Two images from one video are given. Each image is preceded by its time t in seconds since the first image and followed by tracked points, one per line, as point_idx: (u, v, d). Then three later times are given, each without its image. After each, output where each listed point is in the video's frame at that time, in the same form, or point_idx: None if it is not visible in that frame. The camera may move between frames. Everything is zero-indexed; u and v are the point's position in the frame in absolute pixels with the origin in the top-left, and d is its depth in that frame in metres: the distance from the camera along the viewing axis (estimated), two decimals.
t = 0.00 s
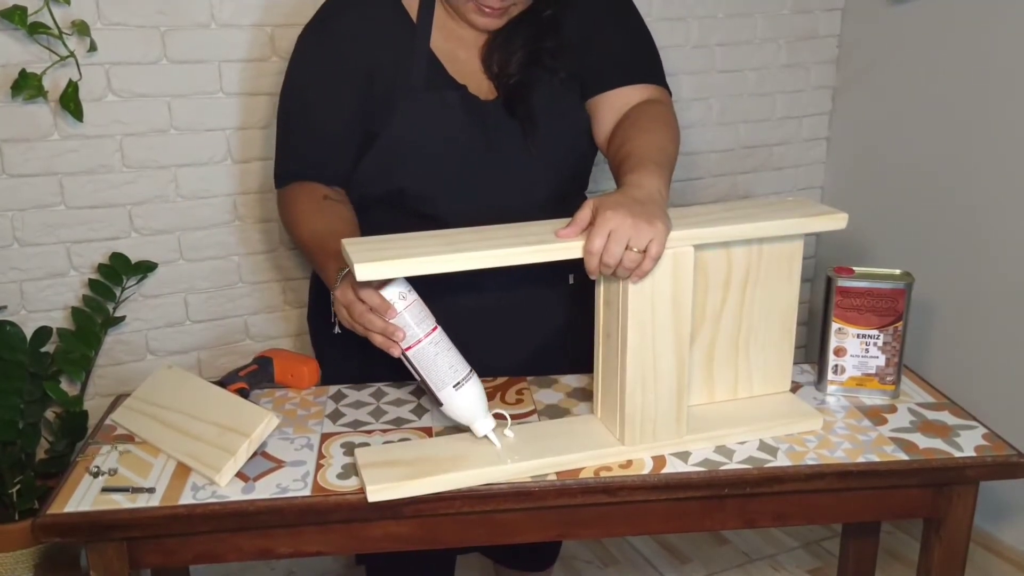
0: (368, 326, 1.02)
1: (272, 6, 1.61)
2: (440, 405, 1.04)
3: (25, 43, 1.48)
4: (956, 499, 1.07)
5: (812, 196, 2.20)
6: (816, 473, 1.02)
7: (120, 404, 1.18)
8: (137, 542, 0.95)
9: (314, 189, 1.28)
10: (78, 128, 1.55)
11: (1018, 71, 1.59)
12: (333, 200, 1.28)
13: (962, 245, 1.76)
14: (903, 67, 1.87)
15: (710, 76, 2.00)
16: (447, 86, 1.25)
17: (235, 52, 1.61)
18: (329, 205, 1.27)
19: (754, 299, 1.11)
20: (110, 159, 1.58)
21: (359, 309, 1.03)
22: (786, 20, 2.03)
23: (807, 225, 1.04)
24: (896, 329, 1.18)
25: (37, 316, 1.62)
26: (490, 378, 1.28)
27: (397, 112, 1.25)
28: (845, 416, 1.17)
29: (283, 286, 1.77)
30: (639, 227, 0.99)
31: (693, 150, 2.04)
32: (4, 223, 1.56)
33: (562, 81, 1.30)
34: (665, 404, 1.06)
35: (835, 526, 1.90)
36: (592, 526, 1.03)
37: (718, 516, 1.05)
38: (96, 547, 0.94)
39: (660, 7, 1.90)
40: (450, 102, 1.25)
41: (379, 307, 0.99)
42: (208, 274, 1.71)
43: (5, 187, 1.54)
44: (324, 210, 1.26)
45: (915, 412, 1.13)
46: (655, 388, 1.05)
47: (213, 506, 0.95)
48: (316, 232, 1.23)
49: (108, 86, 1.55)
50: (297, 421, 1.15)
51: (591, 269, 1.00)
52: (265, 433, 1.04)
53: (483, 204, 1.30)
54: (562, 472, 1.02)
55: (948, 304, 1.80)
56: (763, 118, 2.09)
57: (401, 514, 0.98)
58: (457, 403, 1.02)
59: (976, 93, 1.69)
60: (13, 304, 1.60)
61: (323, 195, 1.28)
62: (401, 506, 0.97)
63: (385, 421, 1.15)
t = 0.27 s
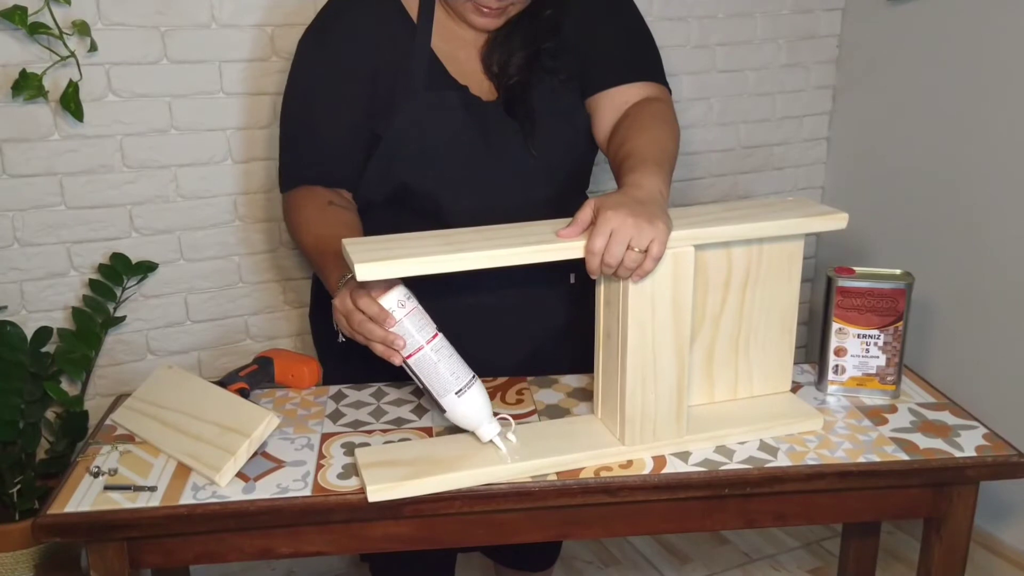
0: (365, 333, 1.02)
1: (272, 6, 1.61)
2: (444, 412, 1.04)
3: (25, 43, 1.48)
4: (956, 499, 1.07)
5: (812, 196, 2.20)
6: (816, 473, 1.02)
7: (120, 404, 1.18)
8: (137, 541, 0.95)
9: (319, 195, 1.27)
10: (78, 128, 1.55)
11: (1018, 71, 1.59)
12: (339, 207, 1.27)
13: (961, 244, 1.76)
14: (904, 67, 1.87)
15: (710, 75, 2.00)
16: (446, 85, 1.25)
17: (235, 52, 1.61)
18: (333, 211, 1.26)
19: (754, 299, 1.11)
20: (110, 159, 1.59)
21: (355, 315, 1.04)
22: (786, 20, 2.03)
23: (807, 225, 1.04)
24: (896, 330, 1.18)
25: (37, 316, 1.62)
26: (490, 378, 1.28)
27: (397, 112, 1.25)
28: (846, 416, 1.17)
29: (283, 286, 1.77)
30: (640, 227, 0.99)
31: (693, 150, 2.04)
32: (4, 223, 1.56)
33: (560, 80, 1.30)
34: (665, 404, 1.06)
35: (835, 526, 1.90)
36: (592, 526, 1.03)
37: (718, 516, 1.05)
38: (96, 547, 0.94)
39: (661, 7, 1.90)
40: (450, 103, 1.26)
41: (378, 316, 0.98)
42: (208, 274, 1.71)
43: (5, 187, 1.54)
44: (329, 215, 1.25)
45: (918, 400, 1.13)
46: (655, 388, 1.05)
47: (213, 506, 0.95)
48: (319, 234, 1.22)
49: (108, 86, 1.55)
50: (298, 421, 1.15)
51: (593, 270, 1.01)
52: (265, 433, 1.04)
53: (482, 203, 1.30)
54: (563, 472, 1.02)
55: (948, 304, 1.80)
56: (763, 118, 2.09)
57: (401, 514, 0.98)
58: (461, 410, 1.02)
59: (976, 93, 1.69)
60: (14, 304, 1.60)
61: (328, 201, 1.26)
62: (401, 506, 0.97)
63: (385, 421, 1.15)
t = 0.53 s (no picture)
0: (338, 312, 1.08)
1: (272, 6, 1.61)
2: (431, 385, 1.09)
3: (25, 43, 1.48)
4: (956, 499, 1.07)
5: (812, 196, 2.20)
6: (816, 473, 1.02)
7: (120, 404, 1.18)
8: (138, 541, 0.95)
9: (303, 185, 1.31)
10: (78, 128, 1.55)
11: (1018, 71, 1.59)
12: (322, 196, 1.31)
13: (961, 244, 1.76)
14: (904, 67, 1.87)
15: (710, 75, 2.00)
16: (446, 85, 1.25)
17: (235, 52, 1.61)
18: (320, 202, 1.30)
19: (754, 299, 1.11)
20: (110, 159, 1.59)
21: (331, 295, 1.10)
22: (786, 20, 2.03)
23: (807, 225, 1.04)
24: (896, 330, 1.18)
25: (37, 316, 1.62)
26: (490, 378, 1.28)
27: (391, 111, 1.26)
28: (846, 416, 1.17)
29: (284, 286, 1.77)
30: (641, 227, 0.99)
31: (693, 150, 2.04)
32: (4, 223, 1.56)
33: (558, 78, 1.30)
34: (665, 405, 1.06)
35: (835, 526, 1.90)
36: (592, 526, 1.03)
37: (718, 516, 1.05)
38: (96, 547, 0.94)
39: (661, 7, 1.90)
40: (449, 102, 1.26)
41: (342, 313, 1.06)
42: (208, 274, 1.71)
43: (5, 187, 1.54)
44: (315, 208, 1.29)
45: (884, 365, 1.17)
46: (655, 388, 1.05)
47: (213, 506, 0.95)
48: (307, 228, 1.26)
49: (108, 86, 1.55)
50: (297, 421, 1.15)
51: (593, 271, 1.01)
52: (265, 433, 1.04)
53: (480, 204, 1.30)
54: (563, 472, 1.02)
55: (947, 304, 1.80)
56: (763, 118, 2.09)
57: (401, 514, 0.98)
58: (440, 382, 1.07)
59: (975, 93, 1.69)
60: (14, 305, 1.60)
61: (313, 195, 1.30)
62: (401, 506, 0.97)
63: (385, 421, 1.15)
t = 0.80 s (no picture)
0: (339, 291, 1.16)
1: (273, 6, 1.61)
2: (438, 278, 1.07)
3: (26, 43, 1.48)
4: (956, 498, 1.07)
5: (812, 197, 2.20)
6: (816, 472, 1.02)
7: (120, 403, 1.19)
8: (138, 540, 0.96)
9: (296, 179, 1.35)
10: (79, 129, 1.55)
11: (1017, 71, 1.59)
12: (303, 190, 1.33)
13: (961, 244, 1.76)
14: (903, 68, 1.88)
15: (710, 76, 2.00)
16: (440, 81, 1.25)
17: (236, 52, 1.61)
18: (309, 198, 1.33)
19: (754, 298, 1.11)
20: (111, 159, 1.59)
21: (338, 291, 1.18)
22: (786, 20, 2.03)
23: (807, 225, 1.05)
24: (896, 330, 1.18)
25: (37, 316, 1.62)
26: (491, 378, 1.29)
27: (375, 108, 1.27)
28: (846, 416, 1.17)
29: (284, 286, 1.77)
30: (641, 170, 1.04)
31: (693, 151, 2.04)
32: (4, 223, 1.56)
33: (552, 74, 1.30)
34: (666, 404, 1.06)
35: (834, 527, 1.90)
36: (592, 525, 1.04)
37: (718, 516, 1.05)
38: (97, 545, 0.94)
39: (661, 7, 1.90)
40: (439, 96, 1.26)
41: (343, 335, 1.15)
42: (208, 274, 1.71)
43: (5, 187, 1.54)
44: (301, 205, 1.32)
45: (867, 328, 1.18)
46: (655, 387, 1.06)
47: (213, 505, 0.95)
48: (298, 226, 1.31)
49: (108, 86, 1.55)
50: (298, 420, 1.15)
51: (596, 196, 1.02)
52: (265, 432, 1.04)
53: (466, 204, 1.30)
54: (563, 472, 1.03)
55: (947, 304, 1.81)
56: (763, 118, 2.09)
57: (401, 513, 0.98)
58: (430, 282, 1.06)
59: (975, 94, 1.70)
60: (14, 305, 1.60)
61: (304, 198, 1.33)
62: (401, 506, 0.97)
63: (386, 420, 1.15)
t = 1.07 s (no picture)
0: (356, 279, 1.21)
1: (273, 6, 1.61)
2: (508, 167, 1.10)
3: (26, 43, 1.48)
4: (956, 499, 1.07)
5: (812, 197, 2.20)
6: (816, 472, 1.02)
7: (120, 404, 1.18)
8: (139, 540, 0.96)
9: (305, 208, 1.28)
10: (79, 128, 1.55)
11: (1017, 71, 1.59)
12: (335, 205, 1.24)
13: (961, 244, 1.76)
14: (903, 68, 1.88)
15: (710, 76, 2.00)
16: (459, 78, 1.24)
17: (236, 52, 1.61)
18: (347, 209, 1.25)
19: (754, 298, 1.11)
20: (111, 159, 1.59)
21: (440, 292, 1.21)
22: (786, 20, 2.03)
23: (807, 224, 1.05)
24: (896, 330, 1.18)
25: (37, 316, 1.62)
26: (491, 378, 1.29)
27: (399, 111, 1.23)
28: (846, 416, 1.17)
29: (284, 286, 1.77)
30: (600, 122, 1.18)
31: (694, 151, 2.04)
32: (4, 223, 1.56)
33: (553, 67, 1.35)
34: (666, 404, 1.06)
35: (834, 527, 1.90)
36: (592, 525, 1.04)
37: (718, 516, 1.05)
38: (97, 545, 0.94)
39: (661, 7, 1.90)
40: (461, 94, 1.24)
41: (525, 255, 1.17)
42: (208, 274, 1.71)
43: (5, 186, 1.54)
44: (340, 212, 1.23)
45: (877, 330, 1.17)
46: (655, 387, 1.05)
47: (213, 504, 0.95)
48: (324, 228, 1.24)
49: (108, 86, 1.55)
50: (298, 420, 1.15)
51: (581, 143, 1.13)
52: (265, 432, 1.04)
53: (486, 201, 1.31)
54: (563, 472, 1.03)
55: (947, 304, 1.81)
56: (763, 118, 2.09)
57: (402, 513, 0.98)
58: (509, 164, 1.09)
59: (975, 94, 1.69)
60: (14, 305, 1.60)
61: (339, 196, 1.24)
62: (401, 505, 0.97)
63: (386, 420, 1.15)
